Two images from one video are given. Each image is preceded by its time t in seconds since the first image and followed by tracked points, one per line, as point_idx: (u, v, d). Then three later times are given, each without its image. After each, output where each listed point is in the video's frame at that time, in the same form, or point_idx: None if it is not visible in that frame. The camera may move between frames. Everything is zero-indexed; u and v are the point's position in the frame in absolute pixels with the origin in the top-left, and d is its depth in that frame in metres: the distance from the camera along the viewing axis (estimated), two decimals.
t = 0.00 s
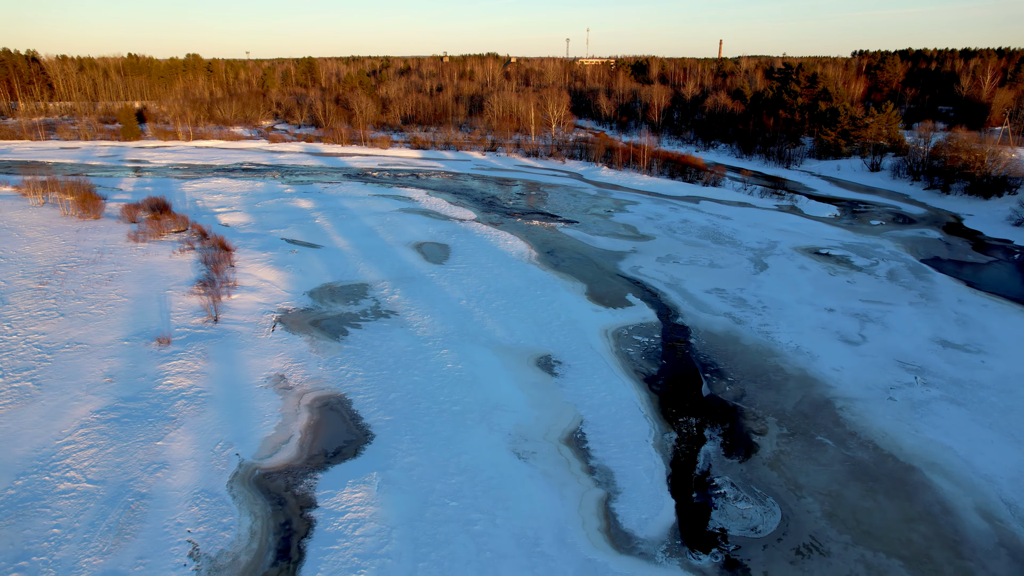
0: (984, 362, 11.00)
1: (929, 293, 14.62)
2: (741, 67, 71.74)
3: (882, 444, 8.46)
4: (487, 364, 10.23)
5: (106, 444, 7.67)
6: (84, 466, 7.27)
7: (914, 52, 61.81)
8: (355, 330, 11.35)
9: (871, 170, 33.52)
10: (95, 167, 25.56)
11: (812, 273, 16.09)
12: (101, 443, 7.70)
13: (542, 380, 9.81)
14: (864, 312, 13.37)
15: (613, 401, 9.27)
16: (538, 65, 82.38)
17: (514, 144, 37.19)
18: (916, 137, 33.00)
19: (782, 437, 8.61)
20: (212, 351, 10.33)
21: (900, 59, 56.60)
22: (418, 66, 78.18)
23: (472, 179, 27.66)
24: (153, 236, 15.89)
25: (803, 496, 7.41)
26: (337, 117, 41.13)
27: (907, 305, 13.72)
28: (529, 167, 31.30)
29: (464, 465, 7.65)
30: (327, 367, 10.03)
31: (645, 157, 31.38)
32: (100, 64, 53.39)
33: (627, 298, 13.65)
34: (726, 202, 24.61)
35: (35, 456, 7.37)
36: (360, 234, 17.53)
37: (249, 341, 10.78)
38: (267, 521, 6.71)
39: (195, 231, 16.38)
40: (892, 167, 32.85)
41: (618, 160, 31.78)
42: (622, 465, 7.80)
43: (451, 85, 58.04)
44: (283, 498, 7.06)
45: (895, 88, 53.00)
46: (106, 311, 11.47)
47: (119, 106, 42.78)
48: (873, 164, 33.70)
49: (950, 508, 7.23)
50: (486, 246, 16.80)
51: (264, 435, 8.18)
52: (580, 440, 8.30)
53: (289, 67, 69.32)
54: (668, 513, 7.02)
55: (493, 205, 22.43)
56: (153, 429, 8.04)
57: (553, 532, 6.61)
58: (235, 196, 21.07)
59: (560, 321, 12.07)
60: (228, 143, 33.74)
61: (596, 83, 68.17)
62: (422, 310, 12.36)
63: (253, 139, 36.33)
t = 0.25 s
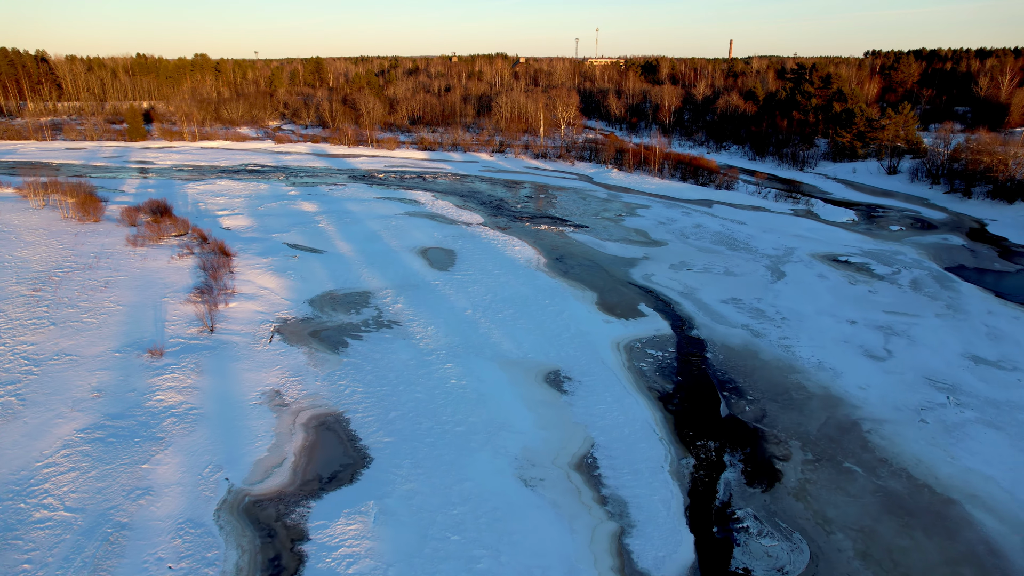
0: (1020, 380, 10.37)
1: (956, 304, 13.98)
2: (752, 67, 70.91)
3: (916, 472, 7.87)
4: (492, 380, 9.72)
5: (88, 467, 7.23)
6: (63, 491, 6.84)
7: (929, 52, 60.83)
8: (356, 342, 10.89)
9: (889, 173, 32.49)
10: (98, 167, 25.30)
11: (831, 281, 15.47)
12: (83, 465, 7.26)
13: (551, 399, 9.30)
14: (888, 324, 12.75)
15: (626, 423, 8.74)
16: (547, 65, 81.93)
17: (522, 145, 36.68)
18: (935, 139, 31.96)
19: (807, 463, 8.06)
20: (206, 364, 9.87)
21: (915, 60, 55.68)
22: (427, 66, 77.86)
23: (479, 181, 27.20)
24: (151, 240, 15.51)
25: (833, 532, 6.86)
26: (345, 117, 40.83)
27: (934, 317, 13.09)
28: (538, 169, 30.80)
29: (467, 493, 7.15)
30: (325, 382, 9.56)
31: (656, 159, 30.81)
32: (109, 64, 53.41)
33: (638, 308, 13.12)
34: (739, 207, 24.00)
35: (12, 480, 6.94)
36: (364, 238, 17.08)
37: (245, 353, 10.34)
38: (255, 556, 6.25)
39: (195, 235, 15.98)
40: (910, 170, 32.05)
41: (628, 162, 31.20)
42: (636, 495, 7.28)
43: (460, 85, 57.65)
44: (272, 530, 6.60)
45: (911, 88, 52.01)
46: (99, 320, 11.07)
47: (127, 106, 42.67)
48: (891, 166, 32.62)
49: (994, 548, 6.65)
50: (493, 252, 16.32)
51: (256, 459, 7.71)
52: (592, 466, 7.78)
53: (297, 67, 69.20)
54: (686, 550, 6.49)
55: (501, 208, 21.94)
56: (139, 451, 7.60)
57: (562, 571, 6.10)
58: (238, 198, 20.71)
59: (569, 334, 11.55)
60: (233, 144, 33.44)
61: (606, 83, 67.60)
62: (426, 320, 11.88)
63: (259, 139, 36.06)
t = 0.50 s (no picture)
0: None
1: (985, 316, 13.32)
2: (763, 67, 70.04)
3: (956, 505, 7.28)
4: (498, 398, 9.22)
5: (67, 493, 6.79)
6: (38, 520, 6.40)
7: (944, 52, 59.78)
8: (356, 355, 10.41)
9: (907, 175, 31.78)
10: (102, 168, 25.05)
11: (853, 291, 14.84)
12: (61, 491, 6.82)
13: (560, 419, 8.78)
14: (915, 337, 12.12)
15: (641, 447, 8.21)
16: (556, 65, 81.39)
17: (531, 146, 36.18)
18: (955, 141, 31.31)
19: (836, 494, 7.49)
20: (200, 379, 9.41)
21: (931, 60, 54.68)
22: (435, 66, 77.55)
23: (487, 183, 26.72)
24: (150, 244, 15.13)
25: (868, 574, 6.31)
26: (352, 117, 40.50)
27: (963, 330, 12.45)
28: (547, 171, 30.29)
29: (470, 526, 6.64)
30: (322, 399, 9.09)
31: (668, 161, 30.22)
32: (118, 64, 53.40)
33: (652, 320, 12.58)
34: (753, 212, 23.39)
35: None
36: (368, 243, 16.65)
37: (240, 367, 9.88)
38: None
39: (195, 239, 15.58)
40: (929, 173, 31.25)
41: (638, 164, 30.62)
42: (652, 529, 6.75)
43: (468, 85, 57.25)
44: (260, 566, 6.13)
45: (927, 88, 51.04)
46: (90, 330, 10.67)
47: (134, 106, 42.53)
48: (909, 169, 31.94)
49: None
50: (500, 258, 15.84)
51: (247, 484, 7.24)
52: (604, 495, 7.26)
53: (306, 67, 69.06)
54: None
55: (509, 212, 21.44)
56: (122, 474, 7.14)
57: None
58: (241, 201, 20.35)
59: (579, 347, 11.02)
60: (240, 144, 33.17)
61: (615, 83, 67.00)
62: (430, 331, 11.40)
63: (266, 140, 35.78)
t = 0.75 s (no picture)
0: None
1: (1018, 329, 12.64)
2: (776, 67, 69.14)
3: (1001, 545, 6.68)
4: (505, 418, 8.72)
5: (43, 523, 6.35)
6: (9, 553, 5.96)
7: (961, 52, 58.66)
8: (357, 369, 9.94)
9: (926, 178, 30.94)
10: (107, 169, 24.79)
11: (876, 301, 14.21)
12: (37, 520, 6.38)
13: (569, 442, 8.26)
14: (945, 352, 11.49)
15: (656, 474, 7.68)
16: (565, 65, 80.89)
17: (540, 148, 35.67)
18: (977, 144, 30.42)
19: (869, 530, 6.92)
20: (192, 394, 8.97)
21: (948, 60, 53.63)
22: (444, 66, 77.20)
23: (495, 185, 26.26)
24: (150, 249, 14.77)
25: None
26: (359, 118, 40.19)
27: (995, 345, 11.80)
28: (556, 173, 29.79)
29: (472, 565, 6.14)
30: (319, 417, 8.63)
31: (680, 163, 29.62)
32: (127, 64, 53.43)
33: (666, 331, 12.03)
34: (768, 217, 22.76)
35: None
36: (372, 248, 16.20)
37: (235, 381, 9.43)
38: None
39: (196, 243, 15.21)
40: (949, 176, 30.41)
41: (649, 167, 30.04)
42: (670, 570, 6.21)
43: (476, 85, 56.85)
44: None
45: (945, 89, 50.04)
46: (82, 340, 10.27)
47: (142, 105, 42.44)
48: (928, 172, 31.10)
49: None
50: (508, 265, 15.34)
51: (235, 513, 6.78)
52: (618, 529, 6.74)
53: (314, 67, 68.93)
54: None
55: (517, 216, 20.96)
56: (103, 502, 6.70)
57: None
58: (245, 203, 19.99)
59: (590, 362, 10.50)
60: (246, 145, 32.91)
61: (625, 84, 66.36)
62: (433, 343, 10.93)
63: (273, 140, 35.51)
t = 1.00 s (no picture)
0: None
1: None
2: (789, 66, 68.17)
3: None
4: (513, 441, 8.22)
5: (15, 557, 5.90)
6: None
7: (980, 52, 57.47)
8: (357, 385, 9.48)
9: (947, 182, 30.09)
10: (112, 170, 24.54)
11: (902, 312, 13.56)
12: (9, 553, 5.95)
13: (581, 468, 7.75)
14: (979, 370, 10.85)
15: (674, 506, 7.15)
16: (576, 65, 80.33)
17: (550, 149, 35.16)
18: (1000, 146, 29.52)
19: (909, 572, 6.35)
20: (183, 412, 8.51)
21: (966, 60, 52.52)
22: (453, 66, 76.84)
23: (504, 188, 25.78)
24: (149, 253, 14.40)
25: None
26: (368, 118, 39.86)
27: None
28: (566, 175, 29.26)
29: None
30: (315, 437, 8.16)
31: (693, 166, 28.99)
32: (137, 64, 53.47)
33: (682, 345, 11.48)
34: (785, 222, 22.12)
35: None
36: (377, 253, 15.76)
37: (230, 397, 8.98)
38: None
39: (196, 248, 14.82)
40: (971, 179, 29.55)
41: (661, 169, 29.44)
42: None
43: (486, 86, 56.42)
44: None
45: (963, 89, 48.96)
46: (73, 351, 9.88)
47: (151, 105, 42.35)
48: (949, 175, 30.24)
49: None
50: (516, 272, 14.84)
51: (222, 546, 6.31)
52: (634, 568, 6.22)
53: (324, 67, 68.79)
54: None
55: (527, 220, 20.46)
56: (82, 532, 6.25)
57: None
58: (249, 206, 19.63)
59: (602, 379, 9.98)
60: (253, 146, 32.64)
61: (636, 84, 65.67)
62: (438, 356, 10.45)
63: (280, 141, 35.25)
